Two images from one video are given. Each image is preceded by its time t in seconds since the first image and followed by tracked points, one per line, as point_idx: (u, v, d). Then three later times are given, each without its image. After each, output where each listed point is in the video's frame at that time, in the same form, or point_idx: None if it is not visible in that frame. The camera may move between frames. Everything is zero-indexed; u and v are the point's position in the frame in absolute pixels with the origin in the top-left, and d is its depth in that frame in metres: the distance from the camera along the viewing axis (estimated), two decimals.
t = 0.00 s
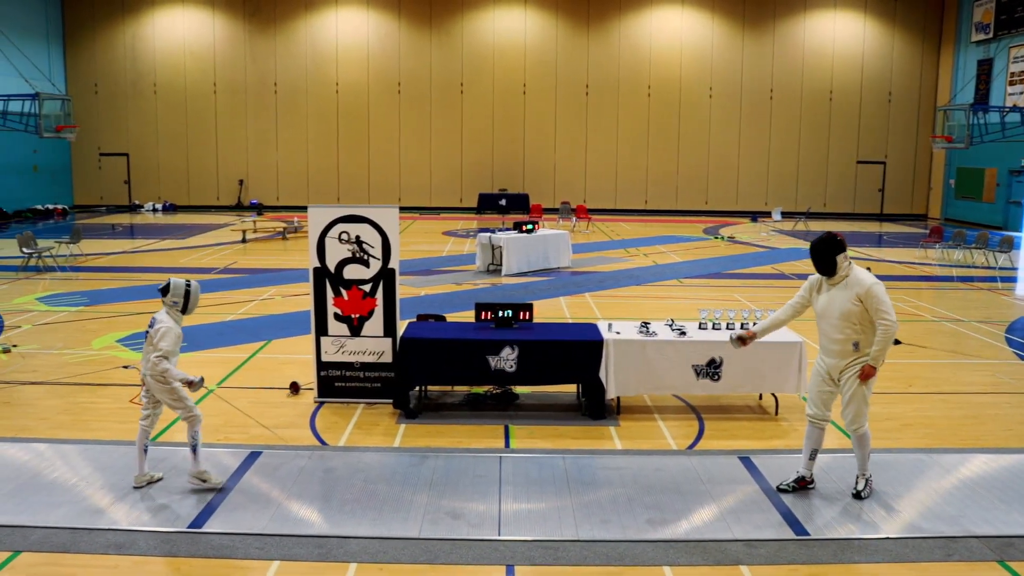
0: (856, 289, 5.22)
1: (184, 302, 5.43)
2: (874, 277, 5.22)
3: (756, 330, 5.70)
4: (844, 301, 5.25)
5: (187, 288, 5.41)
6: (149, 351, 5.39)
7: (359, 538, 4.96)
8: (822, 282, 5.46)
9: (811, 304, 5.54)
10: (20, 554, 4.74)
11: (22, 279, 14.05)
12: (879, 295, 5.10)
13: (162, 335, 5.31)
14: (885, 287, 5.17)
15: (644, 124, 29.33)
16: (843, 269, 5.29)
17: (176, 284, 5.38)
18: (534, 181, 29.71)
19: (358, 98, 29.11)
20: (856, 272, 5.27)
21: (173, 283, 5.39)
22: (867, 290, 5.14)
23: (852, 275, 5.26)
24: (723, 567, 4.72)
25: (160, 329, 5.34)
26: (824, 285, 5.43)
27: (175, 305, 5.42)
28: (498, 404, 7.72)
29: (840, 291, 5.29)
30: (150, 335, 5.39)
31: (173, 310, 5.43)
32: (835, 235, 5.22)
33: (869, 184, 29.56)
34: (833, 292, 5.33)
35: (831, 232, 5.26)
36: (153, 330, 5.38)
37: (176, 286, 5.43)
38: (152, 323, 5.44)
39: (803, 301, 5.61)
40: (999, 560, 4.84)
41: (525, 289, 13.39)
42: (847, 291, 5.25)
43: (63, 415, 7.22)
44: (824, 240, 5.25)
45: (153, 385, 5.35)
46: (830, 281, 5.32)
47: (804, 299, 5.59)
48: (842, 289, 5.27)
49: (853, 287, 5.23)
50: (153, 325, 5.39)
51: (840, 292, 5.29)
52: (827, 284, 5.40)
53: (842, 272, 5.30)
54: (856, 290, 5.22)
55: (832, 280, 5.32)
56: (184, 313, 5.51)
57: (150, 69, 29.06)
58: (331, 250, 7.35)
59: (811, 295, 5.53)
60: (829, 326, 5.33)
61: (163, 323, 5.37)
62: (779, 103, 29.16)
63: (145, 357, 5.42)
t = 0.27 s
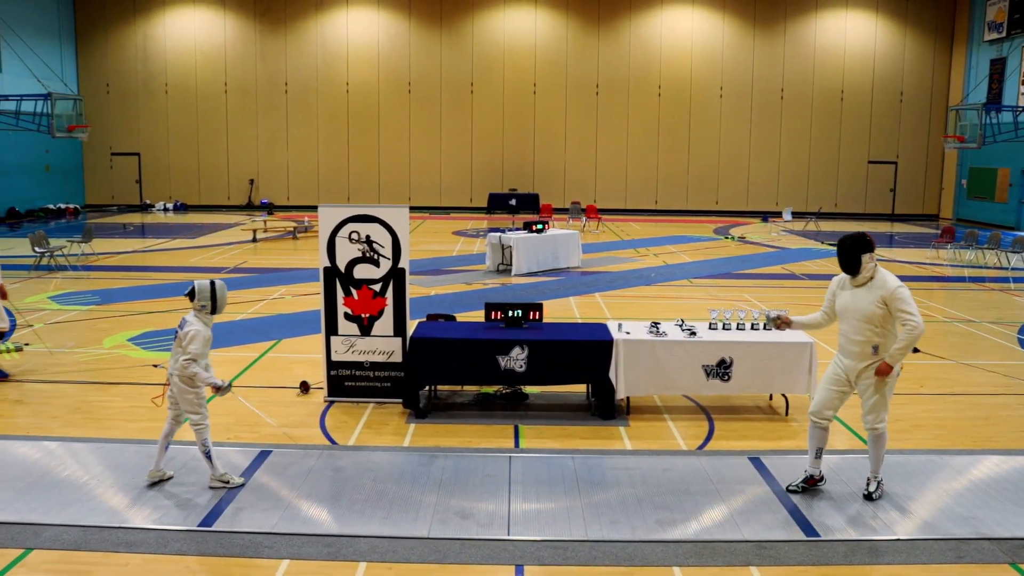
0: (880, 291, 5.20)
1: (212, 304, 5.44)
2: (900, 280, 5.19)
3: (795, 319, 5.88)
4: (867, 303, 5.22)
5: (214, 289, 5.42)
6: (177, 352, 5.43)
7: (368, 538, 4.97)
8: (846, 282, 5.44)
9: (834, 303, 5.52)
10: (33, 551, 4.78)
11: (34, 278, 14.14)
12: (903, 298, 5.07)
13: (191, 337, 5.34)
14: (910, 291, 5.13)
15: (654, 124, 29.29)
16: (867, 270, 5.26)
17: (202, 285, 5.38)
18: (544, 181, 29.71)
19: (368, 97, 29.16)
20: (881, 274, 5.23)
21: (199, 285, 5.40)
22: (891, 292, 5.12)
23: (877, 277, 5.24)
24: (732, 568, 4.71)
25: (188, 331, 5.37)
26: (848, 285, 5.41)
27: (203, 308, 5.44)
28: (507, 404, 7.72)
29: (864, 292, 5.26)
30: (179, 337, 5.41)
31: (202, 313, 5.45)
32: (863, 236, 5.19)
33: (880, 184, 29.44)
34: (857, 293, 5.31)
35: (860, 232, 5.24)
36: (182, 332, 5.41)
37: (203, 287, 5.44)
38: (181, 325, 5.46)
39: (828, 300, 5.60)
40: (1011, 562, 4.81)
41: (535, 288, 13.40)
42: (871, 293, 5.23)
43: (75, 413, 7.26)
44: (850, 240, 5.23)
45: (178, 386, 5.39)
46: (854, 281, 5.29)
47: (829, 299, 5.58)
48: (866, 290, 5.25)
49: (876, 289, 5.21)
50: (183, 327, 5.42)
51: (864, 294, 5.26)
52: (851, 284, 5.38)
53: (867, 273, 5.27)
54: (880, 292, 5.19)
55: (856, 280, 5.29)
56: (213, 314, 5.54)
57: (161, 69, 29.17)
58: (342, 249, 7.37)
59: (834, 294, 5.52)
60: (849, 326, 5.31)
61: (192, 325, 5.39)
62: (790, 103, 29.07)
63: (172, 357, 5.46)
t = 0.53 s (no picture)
0: (889, 289, 5.21)
1: (217, 306, 5.43)
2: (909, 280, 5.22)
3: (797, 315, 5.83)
4: (876, 300, 5.23)
5: (218, 291, 5.42)
6: (190, 356, 5.43)
7: (369, 538, 4.97)
8: (854, 279, 5.45)
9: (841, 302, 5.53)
10: (35, 550, 4.78)
11: (36, 277, 14.16)
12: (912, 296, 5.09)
13: (203, 340, 5.34)
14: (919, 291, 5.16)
15: (656, 124, 29.27)
16: (877, 269, 5.28)
17: (207, 288, 5.39)
18: (546, 181, 29.72)
19: (371, 97, 29.16)
20: (891, 273, 5.25)
21: (203, 288, 5.40)
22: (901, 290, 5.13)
23: (886, 276, 5.25)
24: (733, 568, 4.71)
25: (197, 334, 5.37)
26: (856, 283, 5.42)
27: (209, 310, 5.43)
28: (509, 404, 7.72)
29: (872, 290, 5.27)
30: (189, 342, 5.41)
31: (209, 315, 5.44)
32: (876, 234, 5.21)
33: (882, 184, 29.41)
34: (865, 291, 5.31)
35: (872, 231, 5.27)
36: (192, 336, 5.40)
37: (206, 290, 5.43)
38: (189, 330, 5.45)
39: (833, 299, 5.61)
40: (1013, 562, 4.80)
41: (537, 288, 13.39)
42: (880, 291, 5.24)
43: (76, 413, 7.27)
44: (863, 237, 5.24)
45: (198, 388, 5.41)
46: (864, 279, 5.30)
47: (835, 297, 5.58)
48: (874, 288, 5.26)
49: (885, 287, 5.22)
50: (191, 332, 5.41)
51: (873, 291, 5.27)
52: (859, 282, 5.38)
53: (876, 271, 5.29)
54: (889, 290, 5.21)
55: (866, 278, 5.30)
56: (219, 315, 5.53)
57: (163, 69, 29.20)
58: (344, 249, 7.37)
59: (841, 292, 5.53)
60: (856, 323, 5.31)
61: (200, 328, 5.38)
62: (792, 103, 29.05)
63: (185, 362, 5.46)
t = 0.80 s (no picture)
0: (880, 290, 5.20)
1: (214, 307, 5.41)
2: (899, 281, 5.22)
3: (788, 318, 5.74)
4: (867, 301, 5.22)
5: (213, 291, 5.39)
6: (191, 359, 5.43)
7: (368, 537, 4.97)
8: (845, 279, 5.43)
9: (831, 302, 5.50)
10: (33, 550, 4.78)
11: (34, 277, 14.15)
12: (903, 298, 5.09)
13: (203, 341, 5.34)
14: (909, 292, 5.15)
15: (655, 123, 29.28)
16: (868, 269, 5.26)
17: (201, 288, 5.35)
18: (545, 180, 29.73)
19: (369, 97, 29.15)
20: (882, 274, 5.24)
21: (198, 289, 5.37)
22: (892, 291, 5.12)
23: (878, 276, 5.24)
24: (732, 568, 4.71)
25: (196, 335, 5.35)
26: (847, 283, 5.40)
27: (205, 310, 5.41)
28: (508, 403, 7.72)
29: (863, 290, 5.26)
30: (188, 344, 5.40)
31: (206, 315, 5.43)
32: (870, 234, 5.19)
33: (881, 184, 29.43)
34: (856, 291, 5.30)
35: (865, 231, 5.24)
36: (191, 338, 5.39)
37: (202, 290, 5.40)
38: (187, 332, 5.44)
39: (823, 298, 5.59)
40: (1012, 562, 4.81)
41: (536, 288, 13.39)
42: (871, 291, 5.23)
43: (74, 412, 7.26)
44: (856, 237, 5.21)
45: (202, 389, 5.41)
46: (855, 279, 5.28)
47: (826, 296, 5.55)
48: (865, 288, 5.25)
49: (877, 288, 5.21)
50: (190, 333, 5.40)
51: (863, 291, 5.25)
52: (850, 282, 5.37)
53: (868, 272, 5.27)
54: (880, 291, 5.20)
55: (857, 277, 5.28)
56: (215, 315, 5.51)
57: (162, 69, 29.18)
58: (343, 249, 7.37)
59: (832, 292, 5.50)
60: (846, 323, 5.29)
61: (198, 330, 5.37)
62: (791, 103, 29.06)
63: (187, 365, 5.45)
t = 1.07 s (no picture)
0: (867, 288, 5.21)
1: (211, 307, 5.40)
2: (887, 279, 5.23)
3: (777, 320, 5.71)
4: (855, 300, 5.23)
5: (212, 291, 5.37)
6: (189, 359, 5.43)
7: (367, 537, 4.97)
8: (833, 279, 5.44)
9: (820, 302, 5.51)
10: (32, 550, 4.78)
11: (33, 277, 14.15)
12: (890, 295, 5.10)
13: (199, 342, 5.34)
14: (896, 290, 5.17)
15: (653, 123, 29.28)
16: (856, 268, 5.27)
17: (202, 287, 5.34)
18: (544, 180, 29.73)
19: (368, 97, 29.14)
20: (870, 272, 5.26)
21: (198, 288, 5.36)
22: (878, 289, 5.14)
23: (865, 275, 5.26)
24: (731, 567, 4.71)
25: (193, 335, 5.36)
26: (835, 283, 5.42)
27: (201, 309, 5.41)
28: (507, 403, 7.72)
29: (851, 289, 5.27)
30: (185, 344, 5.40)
31: (202, 314, 5.42)
32: (857, 233, 5.20)
33: (879, 183, 29.45)
34: (844, 290, 5.30)
35: (853, 231, 5.26)
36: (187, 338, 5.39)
37: (200, 290, 5.39)
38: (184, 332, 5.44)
39: (812, 299, 5.59)
40: (1011, 562, 4.81)
41: (536, 288, 13.39)
42: (858, 290, 5.24)
43: (73, 412, 7.26)
44: (844, 236, 5.23)
45: (201, 389, 5.41)
46: (844, 277, 5.29)
47: (814, 297, 5.56)
48: (853, 287, 5.26)
49: (864, 286, 5.22)
50: (186, 332, 5.40)
51: (851, 290, 5.26)
52: (838, 282, 5.38)
53: (855, 271, 5.28)
54: (867, 290, 5.21)
55: (846, 276, 5.29)
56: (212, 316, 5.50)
57: (161, 68, 29.15)
58: (342, 248, 7.37)
59: (820, 292, 5.51)
60: (834, 322, 5.30)
61: (195, 329, 5.37)
62: (790, 102, 29.06)
63: (185, 365, 5.46)
